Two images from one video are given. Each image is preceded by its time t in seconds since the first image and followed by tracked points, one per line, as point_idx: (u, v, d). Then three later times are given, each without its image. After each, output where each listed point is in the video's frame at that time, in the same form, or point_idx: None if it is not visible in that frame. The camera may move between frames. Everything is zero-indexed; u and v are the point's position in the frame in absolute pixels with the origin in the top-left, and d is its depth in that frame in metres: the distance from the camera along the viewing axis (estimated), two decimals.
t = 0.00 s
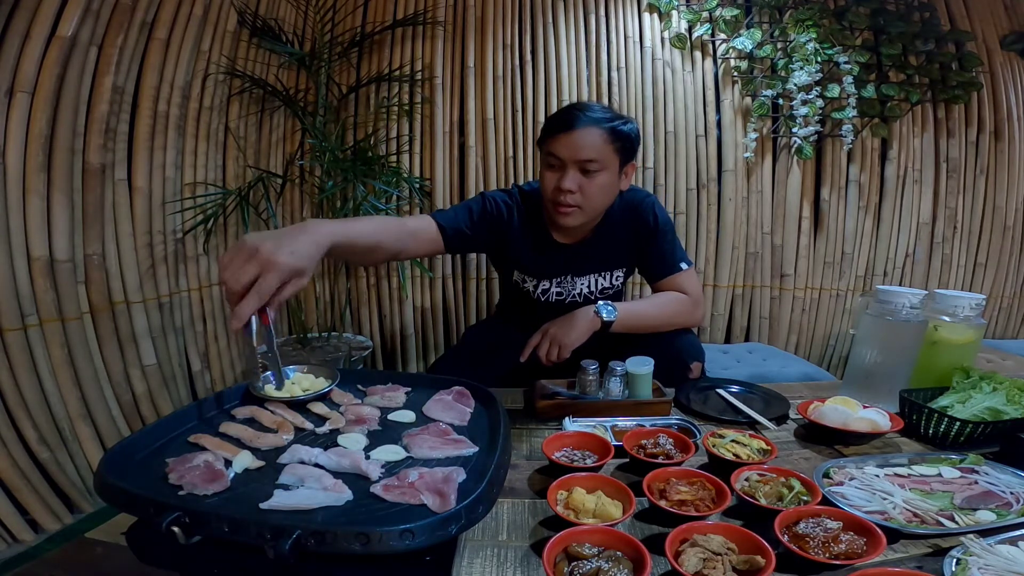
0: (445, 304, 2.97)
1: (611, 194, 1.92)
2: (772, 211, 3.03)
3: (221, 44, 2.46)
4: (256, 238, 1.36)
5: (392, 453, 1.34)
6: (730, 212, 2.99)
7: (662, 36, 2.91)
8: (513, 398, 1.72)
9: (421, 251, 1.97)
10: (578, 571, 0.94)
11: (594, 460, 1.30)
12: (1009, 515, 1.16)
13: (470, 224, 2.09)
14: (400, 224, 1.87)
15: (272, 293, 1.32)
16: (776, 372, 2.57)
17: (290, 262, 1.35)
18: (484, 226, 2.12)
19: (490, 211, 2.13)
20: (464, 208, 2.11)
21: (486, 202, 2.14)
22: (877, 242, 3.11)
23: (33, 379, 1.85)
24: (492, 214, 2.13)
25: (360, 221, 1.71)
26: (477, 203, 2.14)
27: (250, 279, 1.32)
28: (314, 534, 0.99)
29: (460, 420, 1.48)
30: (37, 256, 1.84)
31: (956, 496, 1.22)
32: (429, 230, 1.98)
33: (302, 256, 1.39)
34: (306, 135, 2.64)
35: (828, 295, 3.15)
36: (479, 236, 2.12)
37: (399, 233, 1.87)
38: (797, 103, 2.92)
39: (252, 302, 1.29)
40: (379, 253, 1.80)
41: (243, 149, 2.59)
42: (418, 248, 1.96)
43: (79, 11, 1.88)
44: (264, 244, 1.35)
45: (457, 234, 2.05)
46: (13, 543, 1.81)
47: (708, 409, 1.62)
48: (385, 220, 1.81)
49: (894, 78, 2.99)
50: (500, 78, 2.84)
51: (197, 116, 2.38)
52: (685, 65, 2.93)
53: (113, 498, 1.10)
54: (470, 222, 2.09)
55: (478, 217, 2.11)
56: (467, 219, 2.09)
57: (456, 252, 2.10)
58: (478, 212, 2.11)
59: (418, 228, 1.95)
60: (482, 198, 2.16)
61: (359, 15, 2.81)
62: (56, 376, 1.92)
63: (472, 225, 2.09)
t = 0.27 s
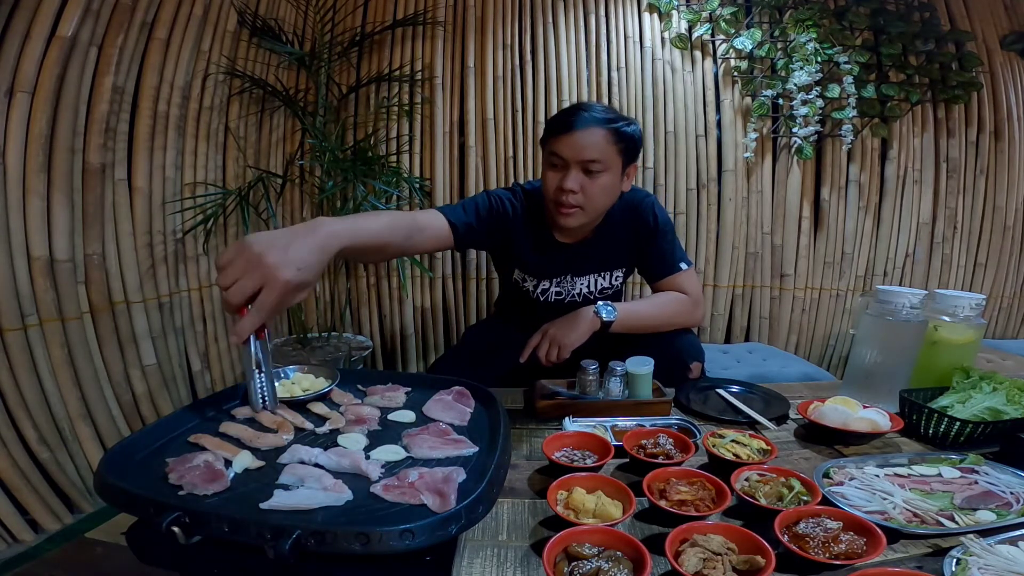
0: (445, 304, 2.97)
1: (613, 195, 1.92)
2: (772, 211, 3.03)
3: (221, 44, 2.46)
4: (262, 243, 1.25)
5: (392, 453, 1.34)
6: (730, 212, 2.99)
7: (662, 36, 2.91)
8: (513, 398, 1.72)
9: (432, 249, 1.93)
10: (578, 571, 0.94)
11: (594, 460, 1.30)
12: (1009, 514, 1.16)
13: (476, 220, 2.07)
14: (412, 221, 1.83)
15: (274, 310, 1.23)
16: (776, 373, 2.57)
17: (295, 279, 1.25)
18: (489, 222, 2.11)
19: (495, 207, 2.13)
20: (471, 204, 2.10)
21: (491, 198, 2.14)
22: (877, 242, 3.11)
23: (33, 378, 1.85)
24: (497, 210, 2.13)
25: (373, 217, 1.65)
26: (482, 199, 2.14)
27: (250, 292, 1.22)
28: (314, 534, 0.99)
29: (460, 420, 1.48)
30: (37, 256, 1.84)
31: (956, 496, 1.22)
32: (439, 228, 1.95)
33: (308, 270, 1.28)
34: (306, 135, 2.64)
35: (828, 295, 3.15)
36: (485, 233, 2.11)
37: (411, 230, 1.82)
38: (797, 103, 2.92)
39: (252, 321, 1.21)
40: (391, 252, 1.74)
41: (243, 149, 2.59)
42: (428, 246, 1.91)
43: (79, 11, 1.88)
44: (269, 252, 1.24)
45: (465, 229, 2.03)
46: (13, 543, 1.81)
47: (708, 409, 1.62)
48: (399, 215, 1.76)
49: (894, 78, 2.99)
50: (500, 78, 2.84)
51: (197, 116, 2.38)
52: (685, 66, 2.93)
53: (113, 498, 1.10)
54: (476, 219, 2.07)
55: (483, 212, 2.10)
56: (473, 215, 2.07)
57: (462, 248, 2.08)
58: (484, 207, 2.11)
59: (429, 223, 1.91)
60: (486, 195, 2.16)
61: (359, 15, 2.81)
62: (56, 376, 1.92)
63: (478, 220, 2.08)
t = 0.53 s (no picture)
0: (445, 304, 2.97)
1: (614, 195, 1.92)
2: (772, 211, 3.03)
3: (221, 44, 2.46)
4: (258, 252, 1.24)
5: (392, 453, 1.34)
6: (730, 212, 2.99)
7: (662, 36, 2.91)
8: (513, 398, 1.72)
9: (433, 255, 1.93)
10: (579, 571, 0.94)
11: (594, 460, 1.30)
12: (1009, 515, 1.16)
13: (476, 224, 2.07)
14: (413, 225, 1.84)
15: (271, 319, 1.22)
16: (776, 373, 2.57)
17: (292, 288, 1.24)
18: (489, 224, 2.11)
19: (495, 209, 2.13)
20: (471, 207, 2.10)
21: (492, 200, 2.14)
22: (877, 242, 3.11)
23: (33, 379, 1.85)
24: (498, 211, 2.13)
25: (370, 225, 1.65)
26: (484, 202, 2.14)
27: (246, 301, 1.21)
28: (314, 534, 0.99)
29: (460, 420, 1.48)
30: (37, 256, 1.84)
31: (956, 496, 1.22)
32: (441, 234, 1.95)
33: (305, 279, 1.28)
34: (306, 135, 2.64)
35: (828, 295, 3.15)
36: (486, 236, 2.11)
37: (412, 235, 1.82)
38: (797, 103, 2.92)
39: (248, 329, 1.19)
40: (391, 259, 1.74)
41: (243, 149, 2.59)
42: (429, 252, 1.91)
43: (79, 11, 1.88)
44: (266, 261, 1.24)
45: (466, 233, 2.03)
46: (13, 543, 1.81)
47: (709, 409, 1.62)
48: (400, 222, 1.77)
49: (894, 78, 2.99)
50: (500, 78, 2.84)
51: (197, 116, 2.38)
52: (685, 66, 2.93)
53: (113, 498, 1.10)
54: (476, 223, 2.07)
55: (484, 215, 2.10)
56: (474, 218, 2.08)
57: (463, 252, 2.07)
58: (484, 211, 2.11)
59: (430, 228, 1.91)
60: (488, 197, 2.16)
61: (359, 15, 2.81)
62: (56, 377, 1.92)
63: (478, 223, 2.08)
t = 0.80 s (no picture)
0: (445, 304, 2.97)
1: (614, 194, 1.92)
2: (772, 211, 3.03)
3: (221, 44, 2.46)
4: (258, 252, 1.24)
5: (392, 453, 1.34)
6: (730, 212, 2.99)
7: (662, 36, 2.91)
8: (513, 398, 1.72)
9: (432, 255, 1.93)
10: (578, 571, 0.94)
11: (594, 460, 1.30)
12: (1009, 515, 1.16)
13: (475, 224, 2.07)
14: (412, 226, 1.84)
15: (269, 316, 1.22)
16: (776, 373, 2.57)
17: (292, 286, 1.24)
18: (489, 225, 2.11)
19: (494, 210, 2.13)
20: (470, 207, 2.10)
21: (490, 201, 2.14)
22: (877, 242, 3.11)
23: (33, 379, 1.85)
24: (497, 212, 2.13)
25: (369, 226, 1.65)
26: (482, 202, 2.14)
27: (245, 298, 1.21)
28: (314, 534, 0.99)
29: (460, 420, 1.48)
30: (37, 256, 1.84)
31: (957, 496, 1.22)
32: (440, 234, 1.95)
33: (306, 278, 1.28)
34: (306, 135, 2.64)
35: (828, 295, 3.15)
36: (485, 236, 2.11)
37: (411, 235, 1.82)
38: (797, 103, 2.92)
39: (246, 325, 1.20)
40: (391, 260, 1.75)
41: (243, 149, 2.59)
42: (428, 252, 1.91)
43: (79, 11, 1.88)
44: (266, 261, 1.23)
45: (465, 233, 2.03)
46: (13, 543, 1.81)
47: (708, 409, 1.62)
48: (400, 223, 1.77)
49: (894, 78, 2.99)
50: (500, 78, 2.84)
51: (197, 116, 2.38)
52: (685, 66, 2.93)
53: (113, 498, 1.10)
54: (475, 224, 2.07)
55: (482, 215, 2.10)
56: (473, 219, 2.07)
57: (463, 253, 2.08)
58: (483, 211, 2.11)
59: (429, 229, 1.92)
60: (486, 197, 2.16)
61: (359, 15, 2.82)
62: (56, 376, 1.92)
63: (477, 223, 2.08)
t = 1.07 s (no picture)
0: (445, 304, 2.97)
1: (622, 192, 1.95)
2: (772, 211, 3.03)
3: (221, 44, 2.46)
4: (266, 261, 1.22)
5: (392, 453, 1.34)
6: (730, 212, 2.99)
7: (662, 36, 2.91)
8: (513, 398, 1.72)
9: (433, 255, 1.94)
10: (578, 571, 0.94)
11: (594, 460, 1.30)
12: (1009, 514, 1.16)
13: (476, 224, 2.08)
14: (413, 229, 1.84)
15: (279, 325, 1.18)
16: (776, 373, 2.57)
17: (302, 294, 1.22)
18: (488, 224, 2.11)
19: (494, 210, 2.13)
20: (469, 207, 2.11)
21: (490, 200, 2.14)
22: (877, 242, 3.11)
23: (33, 379, 1.85)
24: (496, 211, 2.13)
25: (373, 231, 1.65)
26: (481, 201, 2.14)
27: (255, 306, 1.18)
28: (314, 534, 0.99)
29: (460, 420, 1.48)
30: (37, 256, 1.84)
31: (956, 496, 1.22)
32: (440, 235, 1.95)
33: (314, 286, 1.27)
34: (306, 135, 2.64)
35: (828, 295, 3.15)
36: (484, 234, 2.11)
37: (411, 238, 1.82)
38: (797, 103, 2.92)
39: (256, 333, 1.15)
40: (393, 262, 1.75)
41: (243, 149, 2.60)
42: (429, 253, 1.92)
43: (79, 11, 1.88)
44: (274, 269, 1.21)
45: (465, 234, 2.04)
46: (13, 543, 1.81)
47: (708, 409, 1.62)
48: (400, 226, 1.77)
49: (894, 78, 2.99)
50: (500, 77, 2.84)
51: (197, 116, 2.38)
52: (685, 65, 2.93)
53: (113, 498, 1.10)
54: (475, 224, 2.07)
55: (481, 215, 2.11)
56: (472, 219, 2.08)
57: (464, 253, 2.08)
58: (482, 211, 2.11)
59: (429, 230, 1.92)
60: (485, 197, 2.16)
61: (359, 15, 2.82)
62: (56, 376, 1.92)
63: (478, 224, 2.09)
